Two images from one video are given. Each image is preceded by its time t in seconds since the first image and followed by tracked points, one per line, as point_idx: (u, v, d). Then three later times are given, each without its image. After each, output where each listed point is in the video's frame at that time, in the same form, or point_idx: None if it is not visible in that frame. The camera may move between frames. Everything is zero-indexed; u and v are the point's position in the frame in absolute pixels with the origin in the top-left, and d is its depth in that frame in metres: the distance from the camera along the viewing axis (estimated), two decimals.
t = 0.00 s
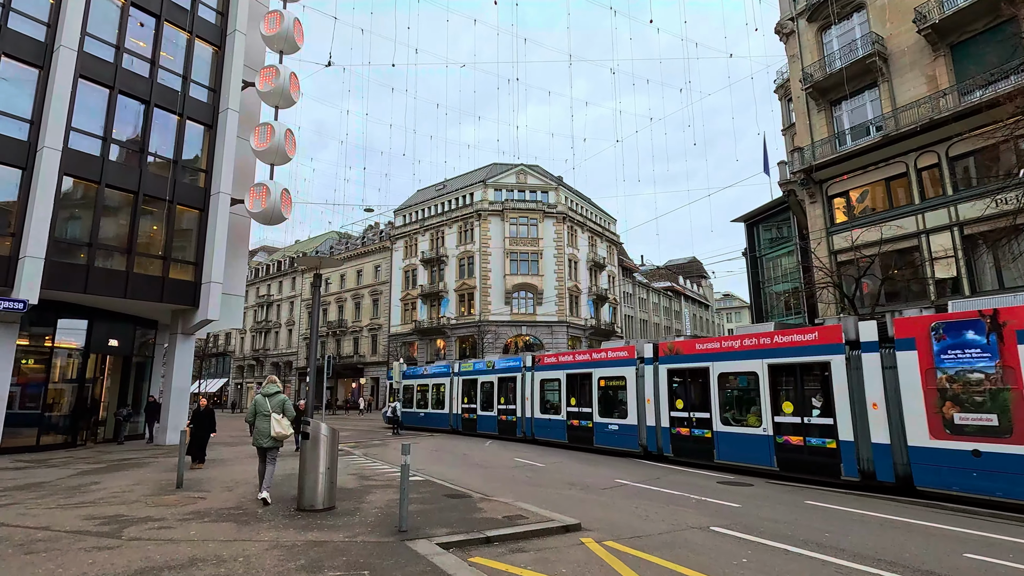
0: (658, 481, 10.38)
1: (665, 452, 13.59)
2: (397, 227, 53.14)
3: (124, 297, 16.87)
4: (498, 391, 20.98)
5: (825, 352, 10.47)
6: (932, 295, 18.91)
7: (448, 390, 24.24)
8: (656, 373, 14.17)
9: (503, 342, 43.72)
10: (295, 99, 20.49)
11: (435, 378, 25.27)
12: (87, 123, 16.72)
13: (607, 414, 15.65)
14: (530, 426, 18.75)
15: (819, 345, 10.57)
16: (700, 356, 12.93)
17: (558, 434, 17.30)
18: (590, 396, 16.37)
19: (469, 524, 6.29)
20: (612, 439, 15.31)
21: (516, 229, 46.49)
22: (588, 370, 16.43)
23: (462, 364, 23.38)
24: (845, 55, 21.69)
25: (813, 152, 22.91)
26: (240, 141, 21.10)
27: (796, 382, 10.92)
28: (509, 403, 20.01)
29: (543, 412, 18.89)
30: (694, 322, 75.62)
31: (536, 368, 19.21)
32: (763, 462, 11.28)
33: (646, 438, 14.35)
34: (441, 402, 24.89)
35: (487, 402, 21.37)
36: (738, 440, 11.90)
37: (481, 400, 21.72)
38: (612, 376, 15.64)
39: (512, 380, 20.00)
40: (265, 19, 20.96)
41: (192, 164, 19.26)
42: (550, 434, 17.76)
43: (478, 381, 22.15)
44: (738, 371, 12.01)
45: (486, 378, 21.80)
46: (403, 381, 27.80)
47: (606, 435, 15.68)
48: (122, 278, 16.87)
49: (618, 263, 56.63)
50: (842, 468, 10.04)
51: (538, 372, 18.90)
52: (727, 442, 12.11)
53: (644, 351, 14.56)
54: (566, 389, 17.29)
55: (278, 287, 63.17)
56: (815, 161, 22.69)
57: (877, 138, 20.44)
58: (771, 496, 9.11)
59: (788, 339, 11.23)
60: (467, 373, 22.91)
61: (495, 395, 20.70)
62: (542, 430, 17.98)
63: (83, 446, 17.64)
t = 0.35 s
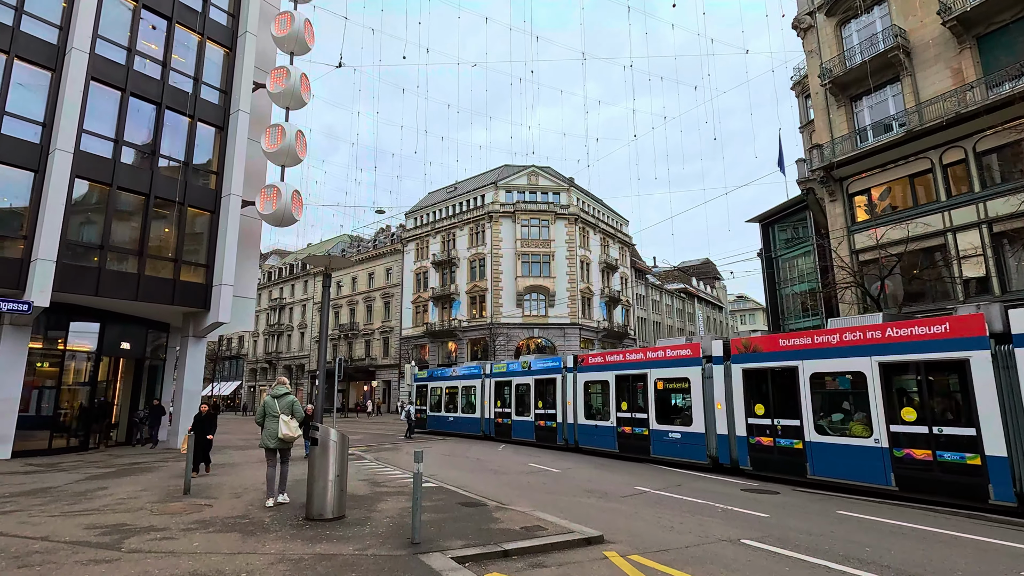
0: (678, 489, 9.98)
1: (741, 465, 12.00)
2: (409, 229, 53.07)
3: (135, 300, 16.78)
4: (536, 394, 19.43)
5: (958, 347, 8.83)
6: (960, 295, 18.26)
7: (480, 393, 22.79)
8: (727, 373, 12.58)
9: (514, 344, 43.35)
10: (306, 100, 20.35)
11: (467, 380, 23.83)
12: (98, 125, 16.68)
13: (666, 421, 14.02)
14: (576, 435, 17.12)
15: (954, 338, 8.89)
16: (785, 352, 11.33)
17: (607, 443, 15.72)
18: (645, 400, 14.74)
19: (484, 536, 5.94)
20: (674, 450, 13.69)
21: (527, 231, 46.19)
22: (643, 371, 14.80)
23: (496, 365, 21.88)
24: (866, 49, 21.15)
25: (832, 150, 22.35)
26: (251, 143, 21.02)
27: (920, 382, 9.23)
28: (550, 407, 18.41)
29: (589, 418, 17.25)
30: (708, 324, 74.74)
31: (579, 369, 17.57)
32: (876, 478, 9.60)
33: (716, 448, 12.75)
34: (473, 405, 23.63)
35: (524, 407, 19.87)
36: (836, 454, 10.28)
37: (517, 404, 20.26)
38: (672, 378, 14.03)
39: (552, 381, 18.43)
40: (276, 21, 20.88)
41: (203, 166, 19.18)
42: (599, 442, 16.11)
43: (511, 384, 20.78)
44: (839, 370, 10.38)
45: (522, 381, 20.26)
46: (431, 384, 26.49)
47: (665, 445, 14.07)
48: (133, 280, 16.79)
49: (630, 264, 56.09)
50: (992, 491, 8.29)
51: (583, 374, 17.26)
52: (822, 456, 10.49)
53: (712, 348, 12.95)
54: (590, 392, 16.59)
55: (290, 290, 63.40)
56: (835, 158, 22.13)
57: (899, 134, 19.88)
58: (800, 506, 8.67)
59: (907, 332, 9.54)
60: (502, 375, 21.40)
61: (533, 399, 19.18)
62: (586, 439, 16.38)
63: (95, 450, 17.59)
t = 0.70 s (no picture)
0: (704, 494, 9.56)
1: (845, 480, 9.92)
2: (423, 231, 53.03)
3: (151, 301, 16.78)
4: (580, 397, 17.28)
5: None
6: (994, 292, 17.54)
7: (516, 395, 20.79)
8: (822, 370, 10.60)
9: (530, 346, 42.99)
10: (320, 100, 20.26)
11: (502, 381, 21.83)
12: (114, 128, 16.74)
13: (743, 428, 11.90)
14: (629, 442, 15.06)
15: None
16: (905, 346, 9.35)
17: (669, 452, 13.68)
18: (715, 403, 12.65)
19: (504, 545, 5.62)
20: (754, 461, 11.58)
21: (542, 232, 45.84)
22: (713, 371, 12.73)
23: (535, 365, 19.81)
24: (891, 40, 20.49)
25: (857, 144, 21.67)
26: (265, 144, 21.00)
27: None
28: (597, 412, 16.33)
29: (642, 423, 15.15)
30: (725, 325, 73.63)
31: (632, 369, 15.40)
32: None
33: (811, 459, 10.67)
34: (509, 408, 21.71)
35: (566, 411, 17.83)
36: (985, 470, 8.24)
37: (558, 407, 18.18)
38: (748, 378, 11.95)
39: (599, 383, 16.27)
40: (290, 22, 20.84)
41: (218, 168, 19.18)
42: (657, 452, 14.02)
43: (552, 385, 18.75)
44: (986, 365, 8.42)
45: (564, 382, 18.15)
46: (462, 385, 24.68)
47: (743, 454, 11.94)
48: (149, 282, 16.78)
49: (647, 265, 55.43)
50: None
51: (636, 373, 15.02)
52: (959, 470, 8.50)
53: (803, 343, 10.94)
54: (607, 394, 16.20)
55: (306, 293, 63.74)
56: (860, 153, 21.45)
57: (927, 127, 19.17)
58: (835, 513, 8.21)
59: None
60: (541, 375, 19.32)
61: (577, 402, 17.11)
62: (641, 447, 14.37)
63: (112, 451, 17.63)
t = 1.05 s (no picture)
0: (737, 502, 9.07)
1: (890, 486, 9.35)
2: (442, 233, 52.96)
3: (172, 304, 16.80)
4: (637, 399, 15.34)
5: None
6: None
7: (561, 397, 18.94)
8: (964, 366, 8.73)
9: (550, 347, 42.53)
10: (338, 101, 20.15)
11: (546, 382, 20.01)
12: (135, 131, 16.83)
13: (852, 437, 9.99)
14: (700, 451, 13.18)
15: None
16: None
17: (751, 463, 11.72)
18: (813, 406, 10.71)
19: (530, 558, 5.26)
20: (868, 476, 9.66)
21: (561, 232, 45.38)
22: (811, 369, 10.80)
23: (583, 364, 17.87)
24: (927, 27, 19.64)
25: (890, 135, 20.82)
26: (285, 146, 21.01)
27: None
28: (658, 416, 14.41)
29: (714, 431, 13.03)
30: (749, 325, 72.20)
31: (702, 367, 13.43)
32: None
33: (953, 477, 8.70)
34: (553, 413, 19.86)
35: (621, 416, 15.95)
36: None
37: (611, 411, 16.26)
38: (858, 377, 10.03)
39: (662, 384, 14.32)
40: (308, 23, 20.80)
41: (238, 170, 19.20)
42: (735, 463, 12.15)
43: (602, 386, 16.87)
44: None
45: (618, 382, 16.20)
46: (501, 386, 23.02)
47: (849, 468, 10.05)
48: (170, 284, 16.81)
49: (668, 265, 54.57)
50: None
51: (707, 372, 13.12)
52: None
53: (939, 332, 9.01)
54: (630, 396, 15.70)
55: (327, 295, 64.18)
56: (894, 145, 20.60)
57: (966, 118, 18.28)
58: (882, 525, 7.68)
59: None
60: (590, 375, 17.40)
61: (634, 405, 15.17)
62: (715, 457, 12.50)
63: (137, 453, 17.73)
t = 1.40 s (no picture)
0: (778, 505, 8.62)
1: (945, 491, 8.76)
2: (462, 232, 52.87)
3: (197, 303, 16.87)
4: (709, 398, 13.37)
5: None
6: None
7: (614, 396, 16.97)
8: None
9: (572, 346, 42.08)
10: (359, 99, 20.07)
11: (597, 379, 18.02)
12: (160, 132, 16.96)
13: (1011, 445, 8.01)
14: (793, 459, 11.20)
15: None
16: None
17: (864, 476, 9.80)
18: (949, 407, 8.75)
19: (567, 566, 4.94)
20: None
21: (583, 229, 44.88)
22: (946, 360, 8.84)
23: (641, 359, 15.86)
24: (968, 8, 18.72)
25: (929, 123, 19.92)
26: (306, 145, 21.03)
27: None
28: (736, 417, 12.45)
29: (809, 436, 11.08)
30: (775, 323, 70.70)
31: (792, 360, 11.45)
32: None
33: None
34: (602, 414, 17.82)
35: (688, 417, 13.99)
36: None
37: (639, 410, 15.84)
38: (1017, 370, 8.04)
39: (744, 379, 12.34)
40: (328, 21, 20.75)
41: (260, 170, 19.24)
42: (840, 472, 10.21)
43: (664, 383, 14.92)
44: None
45: (685, 379, 14.22)
46: (545, 384, 21.09)
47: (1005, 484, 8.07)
48: (194, 284, 16.88)
49: (691, 262, 53.64)
50: None
51: (800, 366, 11.20)
52: None
53: None
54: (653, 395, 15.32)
55: (349, 295, 64.67)
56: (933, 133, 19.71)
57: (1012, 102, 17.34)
58: (939, 531, 7.18)
59: None
60: (650, 371, 15.43)
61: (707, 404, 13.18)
62: (815, 467, 10.58)
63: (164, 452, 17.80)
